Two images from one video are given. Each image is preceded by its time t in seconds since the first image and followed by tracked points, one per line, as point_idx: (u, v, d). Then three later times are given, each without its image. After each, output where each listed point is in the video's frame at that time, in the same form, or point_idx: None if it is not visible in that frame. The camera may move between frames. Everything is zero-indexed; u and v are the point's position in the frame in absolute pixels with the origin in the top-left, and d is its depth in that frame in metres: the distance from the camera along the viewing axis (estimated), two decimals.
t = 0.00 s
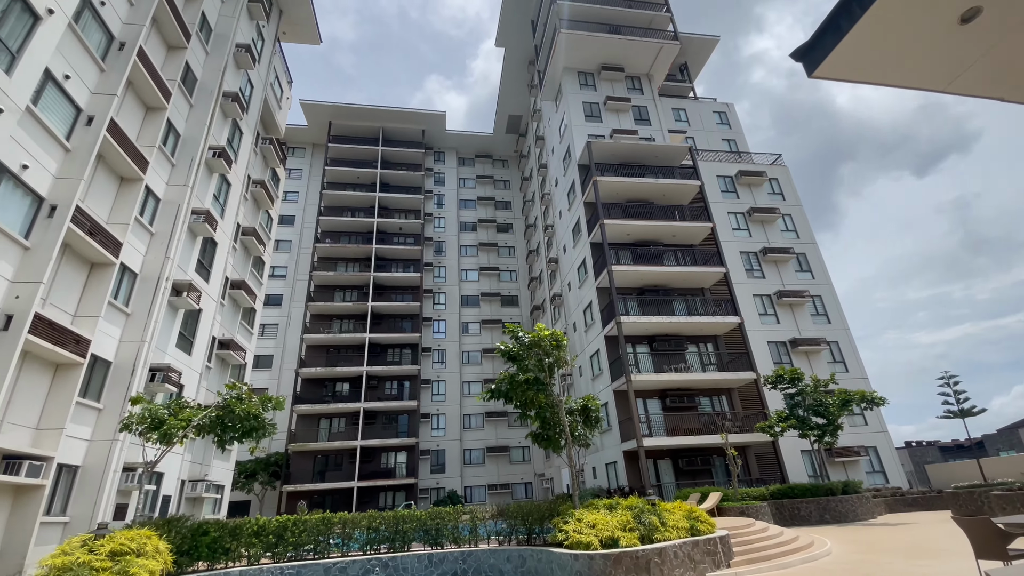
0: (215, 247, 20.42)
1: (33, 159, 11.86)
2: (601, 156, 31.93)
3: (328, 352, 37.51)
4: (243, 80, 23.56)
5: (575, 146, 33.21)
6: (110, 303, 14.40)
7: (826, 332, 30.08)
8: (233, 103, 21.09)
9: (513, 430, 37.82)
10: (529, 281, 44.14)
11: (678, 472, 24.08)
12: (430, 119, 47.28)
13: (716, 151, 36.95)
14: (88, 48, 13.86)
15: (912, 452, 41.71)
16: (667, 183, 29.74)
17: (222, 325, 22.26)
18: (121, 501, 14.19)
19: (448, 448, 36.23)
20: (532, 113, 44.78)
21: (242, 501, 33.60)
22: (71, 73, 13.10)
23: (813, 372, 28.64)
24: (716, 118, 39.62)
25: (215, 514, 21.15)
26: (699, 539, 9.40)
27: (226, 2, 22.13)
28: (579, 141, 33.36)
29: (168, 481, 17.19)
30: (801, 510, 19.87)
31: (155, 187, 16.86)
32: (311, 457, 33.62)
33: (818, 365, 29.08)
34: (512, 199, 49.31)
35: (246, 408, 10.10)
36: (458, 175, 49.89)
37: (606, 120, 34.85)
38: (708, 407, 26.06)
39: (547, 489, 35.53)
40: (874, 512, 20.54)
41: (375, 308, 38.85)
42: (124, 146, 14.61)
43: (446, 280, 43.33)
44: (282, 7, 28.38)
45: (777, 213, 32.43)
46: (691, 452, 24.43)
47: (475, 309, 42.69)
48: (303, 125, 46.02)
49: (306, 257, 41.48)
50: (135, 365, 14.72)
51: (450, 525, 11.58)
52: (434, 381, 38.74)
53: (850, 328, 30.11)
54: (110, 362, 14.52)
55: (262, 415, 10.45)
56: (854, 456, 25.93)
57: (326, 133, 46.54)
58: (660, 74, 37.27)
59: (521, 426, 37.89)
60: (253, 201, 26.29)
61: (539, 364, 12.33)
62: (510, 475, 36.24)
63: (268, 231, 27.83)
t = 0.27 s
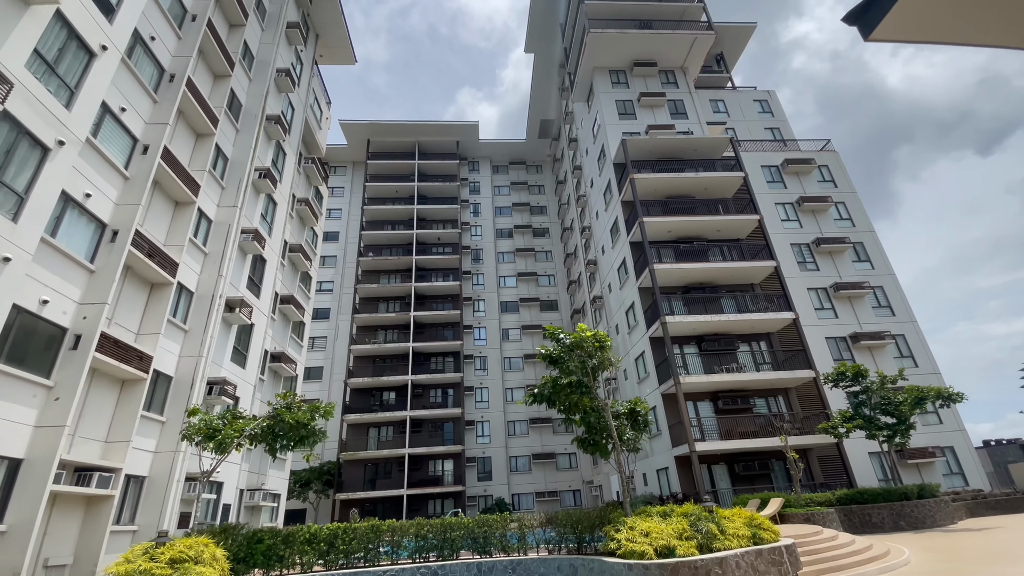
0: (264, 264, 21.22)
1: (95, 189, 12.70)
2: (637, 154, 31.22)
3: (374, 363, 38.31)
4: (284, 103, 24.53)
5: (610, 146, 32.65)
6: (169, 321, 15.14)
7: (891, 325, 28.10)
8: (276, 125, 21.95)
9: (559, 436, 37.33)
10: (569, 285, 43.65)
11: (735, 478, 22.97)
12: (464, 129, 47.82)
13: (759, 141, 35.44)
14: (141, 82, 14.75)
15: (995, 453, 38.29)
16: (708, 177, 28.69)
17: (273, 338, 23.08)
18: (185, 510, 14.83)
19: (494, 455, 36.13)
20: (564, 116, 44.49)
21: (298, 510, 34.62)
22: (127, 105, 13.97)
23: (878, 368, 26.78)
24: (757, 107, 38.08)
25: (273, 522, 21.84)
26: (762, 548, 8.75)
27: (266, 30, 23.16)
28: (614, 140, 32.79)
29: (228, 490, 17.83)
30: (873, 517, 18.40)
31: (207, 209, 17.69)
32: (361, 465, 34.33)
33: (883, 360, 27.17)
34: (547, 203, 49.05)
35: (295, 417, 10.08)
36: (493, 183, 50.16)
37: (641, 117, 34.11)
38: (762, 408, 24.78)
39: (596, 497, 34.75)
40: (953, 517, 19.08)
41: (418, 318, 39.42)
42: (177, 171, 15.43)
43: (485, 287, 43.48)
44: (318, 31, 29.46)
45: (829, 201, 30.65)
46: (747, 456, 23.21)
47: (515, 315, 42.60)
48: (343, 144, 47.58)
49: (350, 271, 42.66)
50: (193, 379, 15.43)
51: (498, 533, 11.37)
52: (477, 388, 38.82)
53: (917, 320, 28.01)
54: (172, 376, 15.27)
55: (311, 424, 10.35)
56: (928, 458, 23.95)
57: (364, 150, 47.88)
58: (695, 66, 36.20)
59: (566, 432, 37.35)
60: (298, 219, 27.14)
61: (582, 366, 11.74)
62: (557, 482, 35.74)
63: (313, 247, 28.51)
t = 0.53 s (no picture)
0: (305, 268, 21.78)
1: (145, 201, 13.35)
2: (672, 142, 30.24)
3: (414, 363, 38.87)
4: (319, 111, 25.10)
5: (644, 135, 31.80)
6: (218, 326, 15.73)
7: (956, 311, 26.16)
8: (312, 133, 22.46)
9: (600, 433, 36.80)
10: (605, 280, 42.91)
11: (787, 475, 21.81)
12: (494, 128, 47.79)
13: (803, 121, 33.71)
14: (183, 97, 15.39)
15: None
16: (750, 161, 27.47)
17: (317, 341, 23.67)
18: (238, 507, 15.41)
19: (534, 452, 35.98)
20: (596, 108, 43.72)
21: (346, 507, 35.55)
22: (171, 120, 14.60)
23: (943, 357, 24.97)
24: (800, 86, 36.25)
25: (322, 519, 22.45)
26: (822, 549, 8.17)
27: (299, 41, 23.77)
28: (647, 129, 31.92)
29: (278, 488, 18.40)
30: (943, 515, 17.11)
31: (250, 217, 18.27)
32: (405, 463, 34.92)
33: (949, 348, 25.31)
34: (581, 198, 48.36)
35: (336, 416, 10.21)
36: (525, 180, 49.92)
37: (675, 104, 33.06)
38: (816, 401, 23.50)
39: (640, 495, 34.00)
40: None
41: (455, 317, 39.73)
42: (220, 181, 16.01)
43: (521, 285, 43.34)
44: (349, 39, 30.08)
45: (883, 181, 28.78)
46: (800, 452, 22.04)
47: (551, 312, 42.30)
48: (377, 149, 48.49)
49: (388, 273, 43.43)
50: (242, 381, 16.00)
51: (540, 530, 11.17)
52: (516, 386, 38.78)
53: (986, 304, 25.95)
54: (222, 378, 15.87)
55: (353, 423, 10.44)
56: (1004, 452, 22.13)
57: (398, 154, 48.64)
58: (731, 47, 34.77)
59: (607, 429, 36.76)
60: (337, 224, 27.65)
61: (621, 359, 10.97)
62: (600, 480, 35.24)
63: (353, 251, 29.10)
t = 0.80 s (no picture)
0: (337, 257, 22.06)
1: (181, 195, 13.72)
2: (706, 116, 29.00)
3: (446, 349, 39.25)
4: (345, 101, 25.17)
5: (675, 111, 30.62)
6: (255, 314, 16.12)
7: (1018, 286, 24.38)
8: (339, 122, 22.55)
9: (634, 418, 36.39)
10: (637, 262, 42.02)
11: (831, 460, 20.96)
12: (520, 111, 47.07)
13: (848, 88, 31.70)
14: (214, 91, 15.67)
15: None
16: (789, 134, 26.08)
17: (351, 328, 24.06)
18: (280, 488, 15.98)
19: (567, 437, 35.95)
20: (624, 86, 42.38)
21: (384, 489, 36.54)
22: (202, 114, 14.90)
23: (1003, 335, 23.36)
24: (843, 52, 34.11)
25: (361, 500, 23.09)
26: (870, 537, 7.70)
27: (324, 30, 23.80)
28: (679, 104, 30.72)
29: (317, 470, 18.95)
30: (1000, 501, 16.11)
31: (282, 207, 18.54)
32: (440, 447, 35.51)
33: (1010, 326, 23.65)
34: (611, 179, 47.27)
35: (367, 400, 10.24)
36: (553, 163, 49.15)
37: (709, 76, 31.63)
38: (862, 384, 22.42)
39: (675, 480, 33.56)
40: None
41: (485, 304, 39.79)
42: (251, 172, 16.26)
43: (550, 270, 42.97)
44: (372, 26, 30.01)
45: (937, 149, 26.87)
46: (845, 437, 21.12)
47: (581, 297, 41.85)
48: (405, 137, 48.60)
49: (418, 261, 43.79)
50: (279, 368, 16.44)
51: (571, 514, 11.04)
52: (547, 371, 38.70)
53: None
54: (260, 365, 16.33)
55: (383, 408, 10.48)
56: None
57: (425, 141, 48.65)
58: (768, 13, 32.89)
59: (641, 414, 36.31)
60: (367, 212, 27.82)
61: (654, 342, 10.41)
62: (634, 465, 34.96)
63: (382, 239, 29.40)
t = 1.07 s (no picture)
0: (359, 232, 22.14)
1: (204, 170, 13.89)
2: (737, 79, 27.56)
3: (470, 324, 39.51)
4: (364, 73, 24.83)
5: (705, 74, 29.19)
6: (280, 289, 16.34)
7: None
8: (357, 95, 22.31)
9: (658, 392, 36.14)
10: (663, 235, 41.02)
11: (863, 435, 20.38)
12: (543, 80, 45.78)
13: (893, 43, 29.59)
14: (232, 65, 15.61)
15: None
16: (827, 94, 24.57)
17: (376, 303, 24.29)
18: (310, 457, 16.51)
19: (591, 410, 36.04)
20: (651, 50, 40.59)
21: (412, 459, 37.60)
22: (221, 89, 14.90)
23: None
24: (890, 4, 31.72)
25: (389, 470, 23.75)
26: (904, 512, 7.34)
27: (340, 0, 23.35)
28: (708, 67, 29.27)
29: (345, 440, 19.50)
30: None
31: (303, 183, 18.57)
32: (465, 419, 36.14)
33: None
34: (636, 149, 45.87)
35: (388, 373, 10.28)
36: (577, 133, 47.92)
37: (741, 36, 29.93)
38: (899, 357, 21.54)
39: (701, 453, 33.38)
40: None
41: (508, 278, 39.68)
42: (272, 147, 16.24)
43: (574, 244, 42.41)
44: None
45: (990, 107, 24.96)
46: (879, 411, 20.44)
47: (606, 271, 41.29)
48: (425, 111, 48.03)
49: (441, 237, 43.80)
50: (306, 341, 16.75)
51: (592, 485, 11.01)
52: (570, 345, 38.63)
53: None
54: (287, 339, 16.68)
55: (404, 380, 10.52)
56: None
57: (446, 115, 48.02)
58: None
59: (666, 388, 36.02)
60: (388, 187, 27.73)
61: (679, 311, 10.03)
62: (659, 438, 34.90)
63: (404, 214, 29.39)
